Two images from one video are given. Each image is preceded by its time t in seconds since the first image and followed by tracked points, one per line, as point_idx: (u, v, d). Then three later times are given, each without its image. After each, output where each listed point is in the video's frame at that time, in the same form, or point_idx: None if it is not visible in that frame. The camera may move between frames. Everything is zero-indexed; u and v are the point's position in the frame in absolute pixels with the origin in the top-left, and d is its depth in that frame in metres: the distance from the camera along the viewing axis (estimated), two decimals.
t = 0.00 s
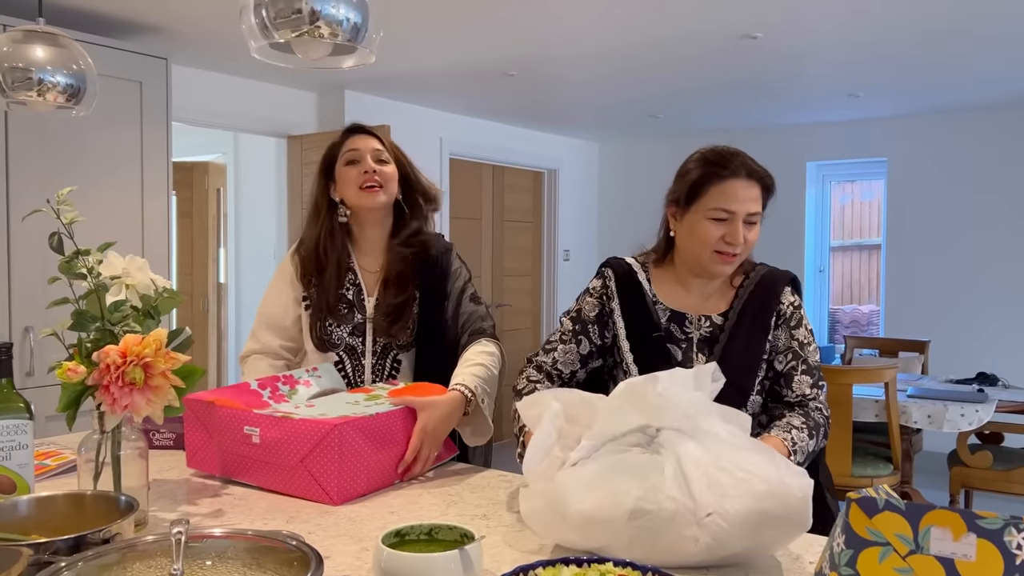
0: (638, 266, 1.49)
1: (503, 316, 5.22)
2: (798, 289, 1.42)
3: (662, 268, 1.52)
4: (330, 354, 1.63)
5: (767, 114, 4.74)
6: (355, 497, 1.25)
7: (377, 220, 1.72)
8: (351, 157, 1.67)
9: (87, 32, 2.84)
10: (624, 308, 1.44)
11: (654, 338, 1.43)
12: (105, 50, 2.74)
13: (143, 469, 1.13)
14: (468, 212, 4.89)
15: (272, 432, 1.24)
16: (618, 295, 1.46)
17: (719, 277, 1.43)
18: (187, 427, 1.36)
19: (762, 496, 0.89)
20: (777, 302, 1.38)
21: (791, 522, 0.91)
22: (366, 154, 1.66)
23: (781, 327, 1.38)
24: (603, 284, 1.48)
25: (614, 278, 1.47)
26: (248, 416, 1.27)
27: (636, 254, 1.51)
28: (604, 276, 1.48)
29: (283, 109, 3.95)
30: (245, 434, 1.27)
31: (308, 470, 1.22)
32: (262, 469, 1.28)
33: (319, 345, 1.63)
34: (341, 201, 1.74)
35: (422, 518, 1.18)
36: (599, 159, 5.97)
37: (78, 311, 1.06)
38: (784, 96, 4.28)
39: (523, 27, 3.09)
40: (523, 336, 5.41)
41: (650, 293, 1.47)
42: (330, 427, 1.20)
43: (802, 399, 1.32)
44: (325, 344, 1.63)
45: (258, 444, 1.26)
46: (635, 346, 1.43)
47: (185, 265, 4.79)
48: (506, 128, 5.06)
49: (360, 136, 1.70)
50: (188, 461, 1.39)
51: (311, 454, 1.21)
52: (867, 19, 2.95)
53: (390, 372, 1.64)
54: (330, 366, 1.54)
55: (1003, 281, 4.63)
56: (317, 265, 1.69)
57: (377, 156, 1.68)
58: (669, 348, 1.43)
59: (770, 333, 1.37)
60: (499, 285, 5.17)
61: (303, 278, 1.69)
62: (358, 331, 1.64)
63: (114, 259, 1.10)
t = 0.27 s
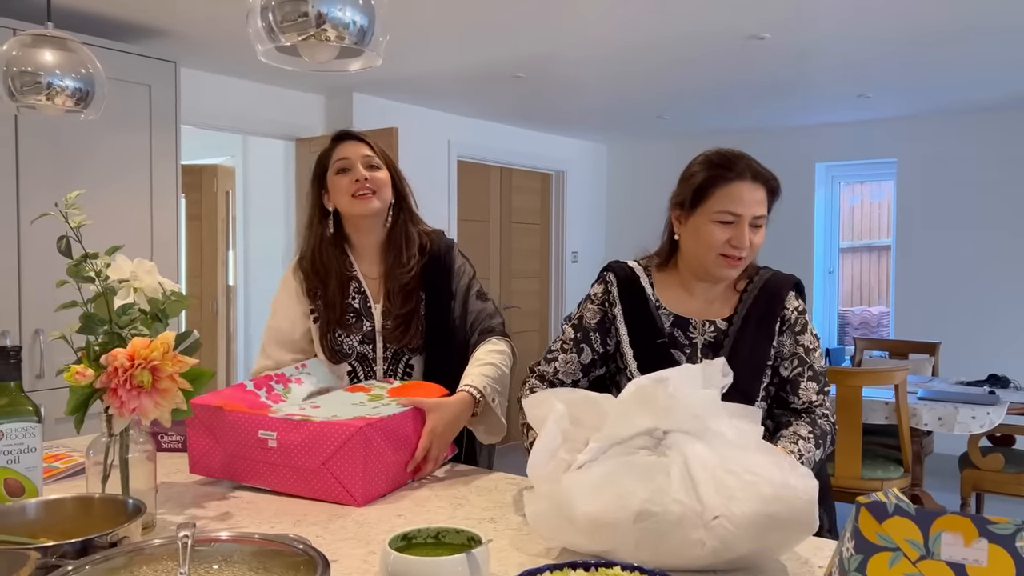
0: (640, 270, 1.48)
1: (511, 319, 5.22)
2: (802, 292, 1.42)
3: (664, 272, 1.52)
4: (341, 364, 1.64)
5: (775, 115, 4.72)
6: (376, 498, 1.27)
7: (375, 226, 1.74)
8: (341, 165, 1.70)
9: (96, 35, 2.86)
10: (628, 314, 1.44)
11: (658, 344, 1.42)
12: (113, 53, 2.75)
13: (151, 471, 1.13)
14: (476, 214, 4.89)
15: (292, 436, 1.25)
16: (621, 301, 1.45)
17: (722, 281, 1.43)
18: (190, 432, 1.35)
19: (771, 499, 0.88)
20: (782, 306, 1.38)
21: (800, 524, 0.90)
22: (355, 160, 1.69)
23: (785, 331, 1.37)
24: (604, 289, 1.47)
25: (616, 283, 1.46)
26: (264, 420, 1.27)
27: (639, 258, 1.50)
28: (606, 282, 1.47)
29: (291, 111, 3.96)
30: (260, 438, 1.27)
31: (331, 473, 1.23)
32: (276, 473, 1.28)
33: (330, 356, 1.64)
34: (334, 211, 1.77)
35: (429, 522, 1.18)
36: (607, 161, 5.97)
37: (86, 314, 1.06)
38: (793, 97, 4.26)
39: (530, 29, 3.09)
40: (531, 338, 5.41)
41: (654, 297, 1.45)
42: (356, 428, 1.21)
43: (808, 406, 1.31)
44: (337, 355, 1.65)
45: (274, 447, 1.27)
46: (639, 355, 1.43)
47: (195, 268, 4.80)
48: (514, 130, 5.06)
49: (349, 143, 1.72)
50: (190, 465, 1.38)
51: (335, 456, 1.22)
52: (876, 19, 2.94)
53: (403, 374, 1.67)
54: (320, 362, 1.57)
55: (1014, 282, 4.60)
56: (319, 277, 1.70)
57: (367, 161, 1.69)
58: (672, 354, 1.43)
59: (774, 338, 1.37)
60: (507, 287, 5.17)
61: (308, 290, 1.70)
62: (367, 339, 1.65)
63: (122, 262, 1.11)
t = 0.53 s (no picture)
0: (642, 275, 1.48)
1: (522, 321, 5.21)
2: (809, 295, 1.42)
3: (669, 276, 1.51)
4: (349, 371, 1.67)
5: (787, 115, 4.69)
6: (384, 501, 1.26)
7: (380, 233, 1.76)
8: (343, 173, 1.72)
9: (106, 39, 2.87)
10: (630, 322, 1.43)
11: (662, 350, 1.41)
12: (123, 57, 2.76)
13: (157, 474, 1.13)
14: (486, 216, 4.88)
15: (301, 439, 1.25)
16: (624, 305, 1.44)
17: (729, 284, 1.42)
18: (196, 434, 1.35)
19: (770, 434, 0.90)
20: (790, 309, 1.38)
21: (801, 463, 0.90)
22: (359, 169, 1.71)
23: (791, 335, 1.38)
24: (607, 297, 1.46)
25: (618, 288, 1.45)
26: (273, 423, 1.27)
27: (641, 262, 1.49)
28: (609, 289, 1.46)
29: (302, 114, 3.96)
30: (269, 442, 1.27)
31: (340, 476, 1.23)
32: (283, 476, 1.28)
33: (338, 364, 1.67)
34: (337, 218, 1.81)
35: (435, 526, 1.17)
36: (618, 162, 5.95)
37: (91, 317, 1.06)
38: (805, 98, 4.23)
39: (539, 30, 3.08)
40: (542, 341, 5.39)
41: (657, 303, 1.45)
42: (365, 432, 1.21)
43: (822, 407, 1.31)
44: (344, 363, 1.67)
45: (282, 451, 1.26)
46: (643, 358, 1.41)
47: (207, 271, 4.82)
48: (524, 132, 5.05)
49: (350, 149, 1.74)
50: (196, 468, 1.39)
51: (344, 459, 1.22)
52: (887, 18, 2.92)
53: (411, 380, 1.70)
54: (317, 352, 1.55)
55: None
56: (324, 283, 1.72)
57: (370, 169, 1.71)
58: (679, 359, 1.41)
59: (782, 342, 1.37)
60: (518, 289, 5.16)
61: (313, 297, 1.72)
62: (375, 346, 1.67)
63: (128, 265, 1.11)
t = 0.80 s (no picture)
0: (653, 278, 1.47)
1: (540, 324, 5.20)
2: (824, 297, 1.42)
3: (680, 281, 1.50)
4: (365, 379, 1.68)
5: (808, 117, 4.66)
6: (403, 505, 1.28)
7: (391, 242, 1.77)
8: (354, 183, 1.74)
9: (128, 47, 2.90)
10: (643, 328, 1.42)
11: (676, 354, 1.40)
12: (143, 64, 2.79)
13: (175, 479, 1.14)
14: (504, 219, 4.89)
15: (319, 445, 1.26)
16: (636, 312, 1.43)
17: (741, 285, 1.41)
18: (211, 441, 1.36)
19: (773, 429, 0.91)
20: (805, 311, 1.37)
21: (807, 459, 0.91)
22: (369, 180, 1.73)
23: (806, 337, 1.37)
24: (619, 303, 1.45)
25: (631, 295, 1.44)
26: (290, 430, 1.28)
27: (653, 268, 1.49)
28: (620, 295, 1.45)
29: (321, 120, 3.99)
30: (287, 448, 1.28)
31: (360, 482, 1.24)
32: (302, 482, 1.29)
33: (353, 371, 1.69)
34: (347, 227, 1.82)
35: (449, 531, 1.17)
36: (637, 165, 5.94)
37: (111, 324, 1.08)
38: (825, 99, 4.20)
39: (558, 34, 3.09)
40: (561, 344, 5.38)
41: (670, 307, 1.44)
42: (386, 438, 1.22)
43: (847, 408, 1.32)
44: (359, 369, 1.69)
45: (301, 458, 1.27)
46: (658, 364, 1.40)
47: (228, 275, 4.86)
48: (542, 135, 5.05)
49: (362, 160, 1.77)
50: (210, 475, 1.39)
51: (365, 465, 1.24)
52: (908, 18, 2.89)
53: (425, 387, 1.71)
54: (320, 350, 1.54)
55: None
56: (336, 292, 1.74)
57: (380, 179, 1.74)
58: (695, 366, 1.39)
59: (798, 344, 1.36)
60: (536, 293, 5.16)
61: (327, 306, 1.74)
62: (388, 353, 1.68)
63: (146, 272, 1.12)
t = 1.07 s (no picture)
0: (672, 287, 1.47)
1: (563, 329, 5.20)
2: (849, 301, 1.41)
3: (700, 290, 1.50)
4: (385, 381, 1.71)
5: (833, 120, 4.62)
6: (425, 510, 1.29)
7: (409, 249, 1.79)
8: (372, 192, 1.76)
9: (157, 56, 2.96)
10: (662, 336, 1.42)
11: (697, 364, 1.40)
12: (171, 73, 2.84)
13: (197, 483, 1.16)
14: (528, 224, 4.90)
15: (345, 447, 1.27)
16: (656, 324, 1.43)
17: (762, 290, 1.41)
18: (240, 440, 1.38)
19: (800, 400, 0.93)
20: (828, 312, 1.37)
21: (836, 429, 0.93)
22: (388, 188, 1.75)
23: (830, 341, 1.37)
24: (639, 315, 1.45)
25: (650, 306, 1.44)
26: (316, 431, 1.30)
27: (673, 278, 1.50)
28: (641, 306, 1.45)
29: (345, 126, 4.02)
30: (313, 449, 1.30)
31: (384, 485, 1.26)
32: (326, 483, 1.30)
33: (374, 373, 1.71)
34: (367, 233, 1.83)
35: (466, 537, 1.18)
36: (660, 169, 5.92)
37: (135, 331, 1.10)
38: (851, 102, 4.16)
39: (580, 39, 3.10)
40: (584, 348, 5.38)
41: (690, 316, 1.44)
42: (411, 442, 1.23)
43: (877, 410, 1.29)
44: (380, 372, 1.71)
45: (327, 459, 1.29)
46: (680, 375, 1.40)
47: (254, 280, 4.91)
48: (566, 140, 5.06)
49: (380, 168, 1.79)
50: (237, 474, 1.42)
51: (389, 469, 1.25)
52: (934, 20, 2.86)
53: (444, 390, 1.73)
54: (348, 358, 1.58)
55: None
56: (355, 297, 1.76)
57: (398, 188, 1.76)
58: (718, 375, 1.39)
59: (823, 346, 1.36)
60: (559, 297, 5.16)
61: (347, 311, 1.76)
62: (408, 356, 1.70)
63: (170, 279, 1.14)
